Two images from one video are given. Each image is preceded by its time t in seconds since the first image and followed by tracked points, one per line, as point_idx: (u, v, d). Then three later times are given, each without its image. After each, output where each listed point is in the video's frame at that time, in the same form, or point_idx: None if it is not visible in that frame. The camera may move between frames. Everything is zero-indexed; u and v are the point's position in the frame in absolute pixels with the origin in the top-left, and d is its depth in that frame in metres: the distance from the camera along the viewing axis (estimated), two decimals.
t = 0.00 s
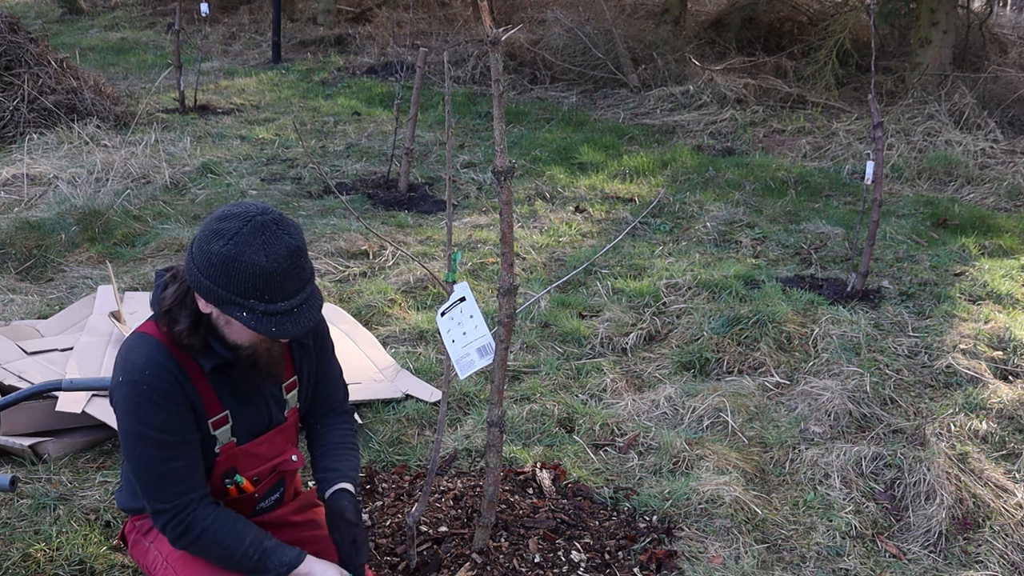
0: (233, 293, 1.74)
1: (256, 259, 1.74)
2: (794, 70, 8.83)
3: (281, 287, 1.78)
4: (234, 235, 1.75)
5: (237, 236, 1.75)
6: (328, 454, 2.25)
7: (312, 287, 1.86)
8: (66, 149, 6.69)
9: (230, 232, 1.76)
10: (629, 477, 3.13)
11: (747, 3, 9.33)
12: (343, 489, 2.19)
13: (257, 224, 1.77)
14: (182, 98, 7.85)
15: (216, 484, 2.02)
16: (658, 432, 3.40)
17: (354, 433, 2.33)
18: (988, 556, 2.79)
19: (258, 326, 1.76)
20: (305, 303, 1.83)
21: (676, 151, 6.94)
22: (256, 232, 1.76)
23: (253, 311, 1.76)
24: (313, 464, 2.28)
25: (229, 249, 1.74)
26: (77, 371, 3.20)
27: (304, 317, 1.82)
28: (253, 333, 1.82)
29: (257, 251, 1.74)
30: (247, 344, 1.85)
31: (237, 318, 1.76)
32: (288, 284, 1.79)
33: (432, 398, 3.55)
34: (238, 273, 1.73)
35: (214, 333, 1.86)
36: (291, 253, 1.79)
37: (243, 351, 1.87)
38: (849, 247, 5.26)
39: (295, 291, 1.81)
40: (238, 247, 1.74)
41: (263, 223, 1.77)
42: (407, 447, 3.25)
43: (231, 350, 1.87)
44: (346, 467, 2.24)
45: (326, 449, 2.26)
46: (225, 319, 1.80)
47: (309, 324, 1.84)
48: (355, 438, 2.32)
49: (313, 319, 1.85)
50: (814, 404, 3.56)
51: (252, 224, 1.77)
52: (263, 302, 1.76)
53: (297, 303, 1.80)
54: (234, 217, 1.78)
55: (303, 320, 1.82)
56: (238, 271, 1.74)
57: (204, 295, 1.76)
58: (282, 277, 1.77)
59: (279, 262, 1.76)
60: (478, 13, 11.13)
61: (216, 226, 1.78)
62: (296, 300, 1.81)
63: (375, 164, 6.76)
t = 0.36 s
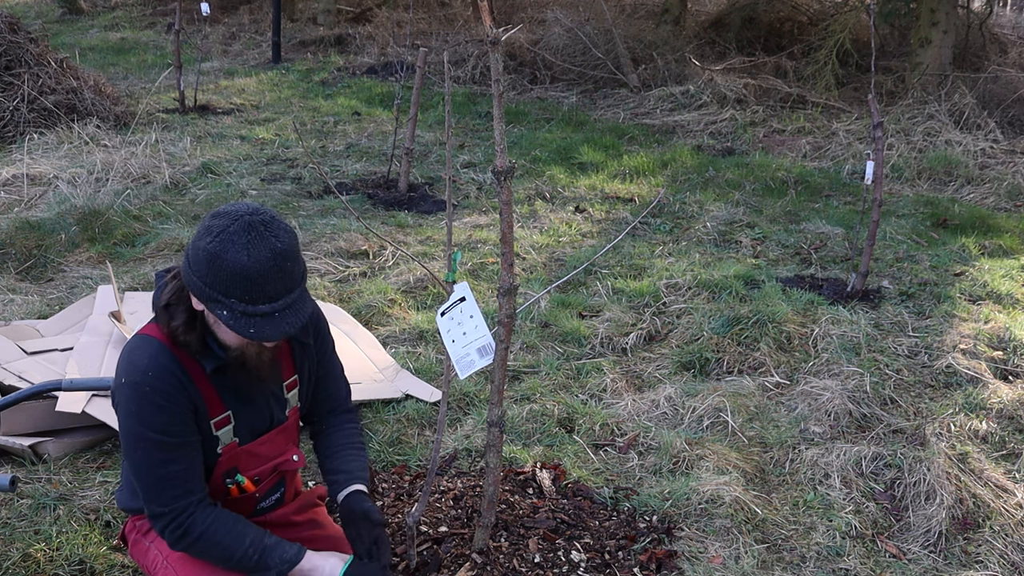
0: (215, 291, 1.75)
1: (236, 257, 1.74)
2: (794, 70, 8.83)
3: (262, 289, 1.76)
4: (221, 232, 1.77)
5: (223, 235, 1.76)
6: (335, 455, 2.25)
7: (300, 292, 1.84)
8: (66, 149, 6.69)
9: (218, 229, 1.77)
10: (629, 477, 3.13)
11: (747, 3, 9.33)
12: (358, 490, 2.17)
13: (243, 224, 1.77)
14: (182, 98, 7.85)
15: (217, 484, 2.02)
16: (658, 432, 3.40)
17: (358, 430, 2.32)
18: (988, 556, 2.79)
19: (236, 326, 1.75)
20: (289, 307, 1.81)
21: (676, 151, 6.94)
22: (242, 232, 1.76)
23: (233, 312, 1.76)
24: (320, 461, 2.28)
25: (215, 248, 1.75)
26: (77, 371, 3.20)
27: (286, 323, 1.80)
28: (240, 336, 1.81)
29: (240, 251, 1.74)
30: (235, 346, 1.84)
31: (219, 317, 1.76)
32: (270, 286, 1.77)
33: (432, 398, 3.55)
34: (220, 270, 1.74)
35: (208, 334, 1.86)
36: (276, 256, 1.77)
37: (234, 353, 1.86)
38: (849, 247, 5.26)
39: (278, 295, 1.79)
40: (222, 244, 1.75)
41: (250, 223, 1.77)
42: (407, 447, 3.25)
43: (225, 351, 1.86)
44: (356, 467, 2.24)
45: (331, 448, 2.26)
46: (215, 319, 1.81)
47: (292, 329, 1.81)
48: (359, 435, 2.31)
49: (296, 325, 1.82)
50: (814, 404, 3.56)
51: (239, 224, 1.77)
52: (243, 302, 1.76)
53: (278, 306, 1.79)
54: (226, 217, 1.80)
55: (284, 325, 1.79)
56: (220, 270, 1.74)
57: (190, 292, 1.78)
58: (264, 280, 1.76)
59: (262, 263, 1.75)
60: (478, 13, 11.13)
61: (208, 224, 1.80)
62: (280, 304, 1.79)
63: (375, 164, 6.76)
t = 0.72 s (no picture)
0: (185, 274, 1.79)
1: (203, 246, 1.75)
2: (794, 70, 8.83)
3: (220, 281, 1.75)
4: (203, 220, 1.80)
5: (206, 222, 1.79)
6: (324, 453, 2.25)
7: (265, 297, 1.79)
8: (66, 149, 6.69)
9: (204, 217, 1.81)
10: (629, 477, 3.13)
11: (747, 3, 9.33)
12: (334, 487, 2.16)
13: (223, 216, 1.78)
14: (182, 98, 7.85)
15: (217, 484, 2.02)
16: (658, 432, 3.40)
17: (355, 430, 2.32)
18: (988, 556, 2.79)
19: (192, 314, 1.77)
20: (247, 307, 1.77)
21: (676, 151, 6.94)
22: (219, 223, 1.77)
23: (194, 298, 1.77)
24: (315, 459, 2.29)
25: (195, 232, 1.79)
26: (78, 371, 3.20)
27: (239, 322, 1.76)
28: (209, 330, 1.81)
29: (210, 240, 1.76)
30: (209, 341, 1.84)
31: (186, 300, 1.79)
32: (229, 280, 1.75)
33: (432, 398, 3.55)
34: (190, 255, 1.77)
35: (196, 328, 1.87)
36: (242, 254, 1.75)
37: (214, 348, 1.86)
38: (848, 247, 5.26)
39: (239, 291, 1.76)
40: (198, 231, 1.78)
41: (227, 216, 1.78)
42: (407, 447, 3.25)
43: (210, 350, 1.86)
44: (340, 464, 2.23)
45: (326, 447, 2.26)
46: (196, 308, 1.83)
47: (244, 331, 1.77)
48: (355, 437, 2.31)
49: (252, 327, 1.78)
50: (814, 404, 3.56)
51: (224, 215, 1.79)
52: (204, 291, 1.76)
53: (235, 302, 1.76)
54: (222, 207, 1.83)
55: (238, 324, 1.76)
56: (190, 256, 1.77)
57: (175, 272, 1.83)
58: (223, 273, 1.75)
59: (223, 256, 1.74)
60: (478, 13, 11.13)
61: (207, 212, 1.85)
62: (237, 302, 1.76)
63: (375, 164, 6.76)
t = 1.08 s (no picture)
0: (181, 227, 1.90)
1: (194, 189, 1.91)
2: (794, 70, 8.83)
3: (214, 209, 1.87)
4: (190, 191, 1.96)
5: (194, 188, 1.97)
6: (327, 463, 2.23)
7: (263, 214, 1.91)
8: (66, 149, 6.69)
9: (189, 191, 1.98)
10: (629, 477, 3.13)
11: (747, 3, 9.33)
12: (347, 501, 2.14)
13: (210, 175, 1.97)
14: (182, 98, 7.85)
15: (220, 486, 2.01)
16: (658, 432, 3.40)
17: (358, 440, 2.30)
18: (988, 556, 2.79)
19: (195, 246, 1.85)
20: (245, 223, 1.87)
21: (676, 151, 6.94)
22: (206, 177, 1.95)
23: (195, 237, 1.86)
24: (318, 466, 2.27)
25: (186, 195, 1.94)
26: (78, 371, 3.20)
27: (241, 233, 1.86)
28: (214, 275, 1.88)
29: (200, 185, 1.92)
30: (214, 300, 1.88)
31: (187, 248, 1.87)
32: (222, 204, 1.87)
33: (432, 398, 3.55)
34: (183, 210, 1.90)
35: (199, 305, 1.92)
36: (234, 181, 1.91)
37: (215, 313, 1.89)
38: (849, 247, 5.26)
39: (233, 213, 1.88)
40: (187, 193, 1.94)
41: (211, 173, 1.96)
42: (407, 447, 3.25)
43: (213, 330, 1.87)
44: (349, 475, 2.20)
45: (327, 456, 2.24)
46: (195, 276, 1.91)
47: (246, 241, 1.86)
48: (360, 445, 2.29)
49: (253, 236, 1.86)
50: (814, 404, 3.56)
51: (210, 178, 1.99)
52: (201, 227, 1.86)
53: (233, 219, 1.86)
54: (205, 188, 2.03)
55: (238, 235, 1.85)
56: (185, 205, 1.90)
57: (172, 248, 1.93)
58: (220, 199, 1.88)
59: (213, 186, 1.89)
60: (478, 13, 11.13)
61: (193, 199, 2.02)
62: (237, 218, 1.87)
63: (375, 164, 6.76)
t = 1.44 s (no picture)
0: (211, 227, 1.84)
1: (208, 186, 1.87)
2: (794, 70, 8.83)
3: (245, 198, 1.88)
4: (184, 189, 1.88)
5: (179, 191, 1.88)
6: (331, 455, 2.24)
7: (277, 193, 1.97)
8: (66, 149, 6.69)
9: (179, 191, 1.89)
10: (629, 477, 3.13)
11: (747, 3, 9.33)
12: (352, 491, 2.15)
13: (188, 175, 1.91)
14: (182, 98, 7.85)
15: (222, 479, 2.00)
16: (658, 432, 3.40)
17: (360, 429, 2.31)
18: (988, 556, 2.79)
19: (252, 235, 1.85)
20: (280, 205, 1.93)
21: (676, 151, 6.94)
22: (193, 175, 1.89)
23: (242, 229, 1.85)
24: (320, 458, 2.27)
25: (186, 199, 1.85)
26: (78, 371, 3.20)
27: (284, 212, 1.92)
28: (261, 259, 1.89)
29: (202, 183, 1.87)
30: (265, 286, 1.90)
31: (235, 242, 1.84)
32: (250, 192, 1.89)
33: (432, 398, 3.55)
34: (204, 208, 1.84)
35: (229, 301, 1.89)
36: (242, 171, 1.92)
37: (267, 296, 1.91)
38: (849, 247, 5.26)
39: (263, 198, 1.91)
40: (190, 193, 1.86)
41: (200, 170, 1.91)
42: (407, 447, 3.25)
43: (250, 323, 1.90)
44: (352, 466, 2.21)
45: (331, 447, 2.25)
46: (231, 271, 1.88)
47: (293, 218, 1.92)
48: (361, 435, 2.30)
49: (295, 214, 1.94)
50: (814, 404, 3.56)
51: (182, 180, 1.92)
52: (241, 217, 1.86)
53: (269, 203, 1.91)
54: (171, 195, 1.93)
55: (284, 217, 1.90)
56: (203, 204, 1.84)
57: (194, 255, 1.84)
58: (244, 186, 1.89)
59: (231, 177, 1.89)
60: (478, 13, 11.13)
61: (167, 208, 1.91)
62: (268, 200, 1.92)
63: (375, 164, 6.76)
